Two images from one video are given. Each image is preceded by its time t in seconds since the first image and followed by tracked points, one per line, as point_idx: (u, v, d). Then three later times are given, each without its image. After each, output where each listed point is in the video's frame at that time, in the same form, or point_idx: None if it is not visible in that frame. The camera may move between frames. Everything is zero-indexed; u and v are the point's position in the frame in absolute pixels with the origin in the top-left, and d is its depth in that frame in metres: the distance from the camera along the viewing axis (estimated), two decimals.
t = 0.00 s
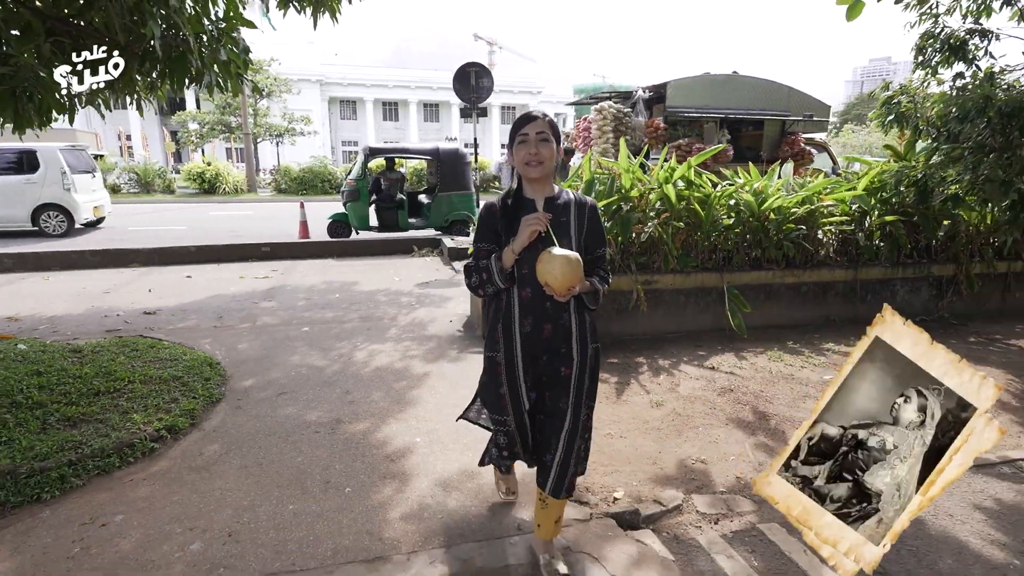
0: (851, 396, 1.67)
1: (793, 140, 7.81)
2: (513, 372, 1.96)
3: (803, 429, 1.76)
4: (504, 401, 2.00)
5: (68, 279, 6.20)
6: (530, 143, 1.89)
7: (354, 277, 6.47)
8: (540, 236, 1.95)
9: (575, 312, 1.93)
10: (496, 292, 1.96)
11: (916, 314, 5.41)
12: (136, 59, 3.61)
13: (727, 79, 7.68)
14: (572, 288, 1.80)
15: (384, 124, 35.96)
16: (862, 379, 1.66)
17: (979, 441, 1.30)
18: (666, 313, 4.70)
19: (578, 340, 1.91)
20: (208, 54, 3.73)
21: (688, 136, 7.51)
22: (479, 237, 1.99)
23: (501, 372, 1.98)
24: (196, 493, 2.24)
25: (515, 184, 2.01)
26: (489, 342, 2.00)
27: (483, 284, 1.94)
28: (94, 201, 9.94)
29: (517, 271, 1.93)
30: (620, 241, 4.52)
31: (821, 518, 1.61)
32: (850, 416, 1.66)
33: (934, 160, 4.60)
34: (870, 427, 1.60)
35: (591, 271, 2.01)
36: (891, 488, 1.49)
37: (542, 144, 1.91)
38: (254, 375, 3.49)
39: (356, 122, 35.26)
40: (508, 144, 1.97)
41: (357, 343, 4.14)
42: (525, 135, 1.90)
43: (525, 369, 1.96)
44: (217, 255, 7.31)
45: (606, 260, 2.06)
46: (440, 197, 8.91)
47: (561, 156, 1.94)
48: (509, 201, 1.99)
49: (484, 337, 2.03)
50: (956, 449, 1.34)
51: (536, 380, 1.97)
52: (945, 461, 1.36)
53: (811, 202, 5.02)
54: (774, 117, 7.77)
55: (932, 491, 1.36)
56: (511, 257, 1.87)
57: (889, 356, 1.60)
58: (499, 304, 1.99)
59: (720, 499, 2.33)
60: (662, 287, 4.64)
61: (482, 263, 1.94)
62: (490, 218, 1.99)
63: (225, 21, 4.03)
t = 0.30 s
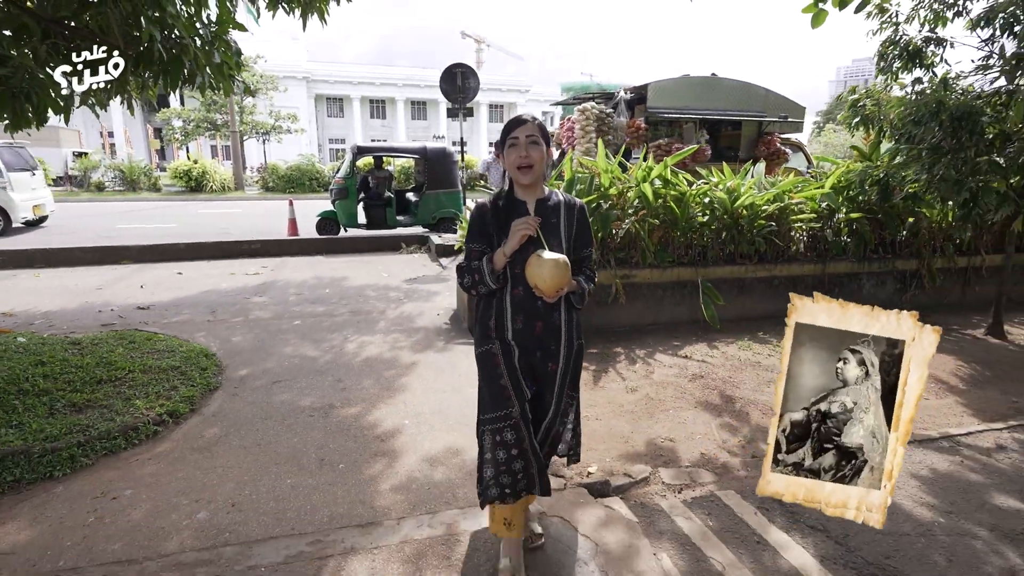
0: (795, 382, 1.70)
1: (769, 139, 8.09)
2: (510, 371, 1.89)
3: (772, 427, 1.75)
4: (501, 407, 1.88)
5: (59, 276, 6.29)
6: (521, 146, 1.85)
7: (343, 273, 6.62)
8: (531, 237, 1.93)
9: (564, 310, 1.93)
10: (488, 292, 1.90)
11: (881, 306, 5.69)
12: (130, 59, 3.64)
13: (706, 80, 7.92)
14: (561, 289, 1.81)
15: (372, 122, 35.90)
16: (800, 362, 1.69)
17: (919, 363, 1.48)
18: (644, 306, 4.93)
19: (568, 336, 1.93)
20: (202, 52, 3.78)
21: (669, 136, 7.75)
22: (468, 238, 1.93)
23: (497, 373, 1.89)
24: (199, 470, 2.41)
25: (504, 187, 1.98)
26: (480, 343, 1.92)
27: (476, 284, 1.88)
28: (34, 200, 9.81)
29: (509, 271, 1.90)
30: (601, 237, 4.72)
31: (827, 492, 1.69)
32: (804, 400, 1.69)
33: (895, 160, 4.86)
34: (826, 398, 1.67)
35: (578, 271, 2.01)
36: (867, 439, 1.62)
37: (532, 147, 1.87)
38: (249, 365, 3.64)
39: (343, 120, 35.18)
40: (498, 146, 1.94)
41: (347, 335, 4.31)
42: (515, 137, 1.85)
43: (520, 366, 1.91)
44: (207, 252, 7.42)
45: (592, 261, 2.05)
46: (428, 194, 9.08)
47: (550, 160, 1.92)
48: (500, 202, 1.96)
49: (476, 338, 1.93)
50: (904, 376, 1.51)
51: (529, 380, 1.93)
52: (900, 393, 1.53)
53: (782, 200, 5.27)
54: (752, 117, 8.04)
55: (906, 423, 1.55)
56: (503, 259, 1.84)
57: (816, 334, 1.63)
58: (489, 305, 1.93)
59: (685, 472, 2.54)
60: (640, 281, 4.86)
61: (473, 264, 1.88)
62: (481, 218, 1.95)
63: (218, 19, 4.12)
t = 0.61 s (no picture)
0: (790, 383, 1.72)
1: (751, 138, 8.35)
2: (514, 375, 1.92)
3: (769, 429, 1.75)
4: (506, 412, 1.89)
5: (58, 274, 6.41)
6: (518, 149, 1.87)
7: (338, 270, 6.79)
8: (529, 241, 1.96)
9: (560, 314, 2.00)
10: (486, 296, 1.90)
11: (856, 298, 5.95)
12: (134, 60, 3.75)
13: (690, 81, 8.15)
14: (560, 294, 1.86)
15: (362, 121, 35.86)
16: (792, 363, 1.71)
17: (910, 360, 1.51)
18: (629, 299, 5.15)
19: (562, 338, 2.01)
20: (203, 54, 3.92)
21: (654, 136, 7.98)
22: (465, 241, 1.93)
23: (501, 378, 1.90)
24: (211, 448, 2.60)
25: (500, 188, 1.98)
26: (480, 349, 1.92)
27: (473, 287, 1.89)
28: None
29: (508, 275, 1.92)
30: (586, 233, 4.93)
31: (827, 489, 1.67)
32: (798, 400, 1.72)
33: (866, 158, 5.11)
34: (820, 397, 1.68)
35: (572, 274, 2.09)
36: (863, 436, 1.62)
37: (529, 150, 1.89)
38: (252, 355, 3.82)
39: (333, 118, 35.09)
40: (494, 148, 1.94)
41: (344, 327, 4.49)
42: (512, 141, 1.87)
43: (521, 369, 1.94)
44: (203, 250, 7.55)
45: (583, 264, 2.15)
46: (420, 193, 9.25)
47: (546, 163, 1.95)
48: (497, 204, 1.95)
49: (476, 343, 1.94)
50: (894, 374, 1.54)
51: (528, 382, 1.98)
52: (892, 389, 1.55)
53: (760, 197, 5.52)
54: (734, 117, 8.29)
55: (901, 420, 1.54)
56: (502, 259, 1.84)
57: (806, 336, 1.65)
58: (489, 309, 1.93)
59: (660, 447, 2.76)
60: (625, 275, 5.08)
61: (471, 267, 1.88)
62: (478, 220, 1.94)
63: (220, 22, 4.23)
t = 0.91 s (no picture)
0: (794, 384, 1.67)
1: (732, 139, 8.66)
2: (507, 364, 1.97)
3: (772, 428, 1.72)
4: (499, 396, 1.97)
5: (55, 270, 6.52)
6: (517, 143, 1.93)
7: (331, 265, 6.98)
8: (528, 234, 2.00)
9: (558, 308, 2.03)
10: (484, 289, 1.96)
11: (828, 291, 6.25)
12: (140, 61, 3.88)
13: (673, 83, 8.44)
14: (563, 284, 1.90)
15: (351, 119, 35.83)
16: (795, 362, 1.68)
17: (915, 365, 1.51)
18: (612, 292, 5.41)
19: (562, 330, 2.01)
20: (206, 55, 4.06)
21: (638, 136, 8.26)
22: (463, 235, 2.00)
23: (495, 367, 1.97)
24: (224, 425, 2.80)
25: (499, 183, 2.05)
26: (476, 340, 1.99)
27: (471, 280, 1.94)
28: None
29: (506, 268, 1.96)
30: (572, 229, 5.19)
31: (827, 491, 1.70)
32: (802, 399, 1.68)
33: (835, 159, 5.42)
34: (823, 398, 1.65)
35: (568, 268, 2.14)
36: (866, 438, 1.62)
37: (528, 144, 1.95)
38: (254, 345, 4.01)
39: (321, 116, 35.02)
40: (494, 143, 2.01)
41: (341, 319, 4.70)
42: (511, 135, 1.94)
43: (517, 359, 1.98)
44: (198, 246, 7.69)
45: (579, 258, 2.18)
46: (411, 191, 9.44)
47: (545, 158, 2.00)
48: (494, 198, 2.03)
49: (472, 333, 2.01)
50: (900, 377, 1.53)
51: (526, 371, 2.01)
52: (896, 392, 1.55)
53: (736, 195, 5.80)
54: (715, 118, 8.60)
55: (905, 423, 1.55)
56: (501, 254, 1.90)
57: (811, 336, 1.62)
58: (485, 301, 1.99)
59: (638, 423, 3.01)
60: (609, 269, 5.33)
61: (470, 260, 1.94)
62: (476, 215, 2.01)
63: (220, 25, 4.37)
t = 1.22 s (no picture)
0: (792, 384, 1.61)
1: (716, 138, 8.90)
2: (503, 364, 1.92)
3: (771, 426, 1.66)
4: (495, 392, 1.97)
5: (53, 268, 6.62)
6: (515, 147, 1.86)
7: (326, 263, 7.12)
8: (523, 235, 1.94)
9: (559, 307, 1.92)
10: (483, 290, 1.92)
11: (808, 285, 6.50)
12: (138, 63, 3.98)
13: (659, 84, 8.67)
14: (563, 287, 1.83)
15: (340, 118, 35.80)
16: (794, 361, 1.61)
17: (914, 365, 1.43)
18: (600, 286, 5.61)
19: (562, 329, 1.90)
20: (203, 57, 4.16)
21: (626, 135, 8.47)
22: (463, 236, 1.95)
23: (491, 365, 1.94)
24: (231, 411, 2.97)
25: (497, 185, 1.98)
26: (475, 338, 1.97)
27: (470, 282, 1.91)
28: None
29: (504, 270, 1.90)
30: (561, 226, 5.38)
31: (827, 490, 1.61)
32: (801, 399, 1.61)
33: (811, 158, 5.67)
34: (822, 397, 1.58)
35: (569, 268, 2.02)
36: (865, 438, 1.53)
37: (525, 148, 1.88)
38: (254, 338, 4.17)
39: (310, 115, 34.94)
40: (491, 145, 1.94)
41: (337, 313, 4.86)
42: (509, 138, 1.87)
43: (515, 359, 1.91)
44: (193, 245, 7.80)
45: (580, 257, 2.05)
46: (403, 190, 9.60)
47: (543, 160, 1.92)
48: (492, 202, 1.96)
49: (472, 333, 1.98)
50: (898, 377, 1.45)
51: (524, 372, 1.92)
52: (894, 391, 1.47)
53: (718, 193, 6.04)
54: (700, 119, 8.85)
55: (904, 422, 1.47)
56: (499, 258, 1.85)
57: (812, 335, 1.56)
58: (485, 302, 1.94)
59: (621, 407, 3.21)
60: (596, 265, 5.53)
61: (470, 262, 1.89)
62: (473, 217, 1.95)
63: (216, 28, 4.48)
